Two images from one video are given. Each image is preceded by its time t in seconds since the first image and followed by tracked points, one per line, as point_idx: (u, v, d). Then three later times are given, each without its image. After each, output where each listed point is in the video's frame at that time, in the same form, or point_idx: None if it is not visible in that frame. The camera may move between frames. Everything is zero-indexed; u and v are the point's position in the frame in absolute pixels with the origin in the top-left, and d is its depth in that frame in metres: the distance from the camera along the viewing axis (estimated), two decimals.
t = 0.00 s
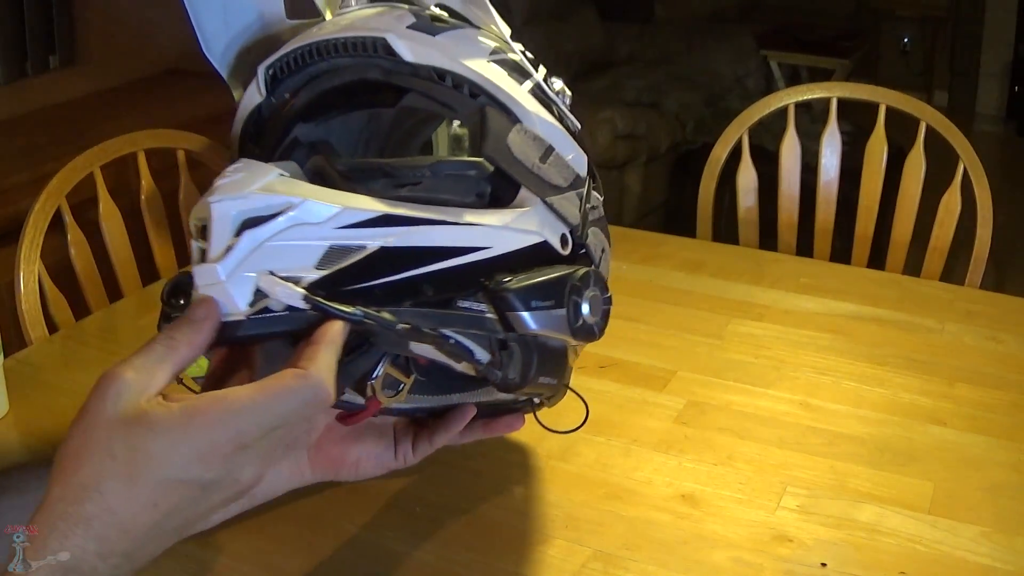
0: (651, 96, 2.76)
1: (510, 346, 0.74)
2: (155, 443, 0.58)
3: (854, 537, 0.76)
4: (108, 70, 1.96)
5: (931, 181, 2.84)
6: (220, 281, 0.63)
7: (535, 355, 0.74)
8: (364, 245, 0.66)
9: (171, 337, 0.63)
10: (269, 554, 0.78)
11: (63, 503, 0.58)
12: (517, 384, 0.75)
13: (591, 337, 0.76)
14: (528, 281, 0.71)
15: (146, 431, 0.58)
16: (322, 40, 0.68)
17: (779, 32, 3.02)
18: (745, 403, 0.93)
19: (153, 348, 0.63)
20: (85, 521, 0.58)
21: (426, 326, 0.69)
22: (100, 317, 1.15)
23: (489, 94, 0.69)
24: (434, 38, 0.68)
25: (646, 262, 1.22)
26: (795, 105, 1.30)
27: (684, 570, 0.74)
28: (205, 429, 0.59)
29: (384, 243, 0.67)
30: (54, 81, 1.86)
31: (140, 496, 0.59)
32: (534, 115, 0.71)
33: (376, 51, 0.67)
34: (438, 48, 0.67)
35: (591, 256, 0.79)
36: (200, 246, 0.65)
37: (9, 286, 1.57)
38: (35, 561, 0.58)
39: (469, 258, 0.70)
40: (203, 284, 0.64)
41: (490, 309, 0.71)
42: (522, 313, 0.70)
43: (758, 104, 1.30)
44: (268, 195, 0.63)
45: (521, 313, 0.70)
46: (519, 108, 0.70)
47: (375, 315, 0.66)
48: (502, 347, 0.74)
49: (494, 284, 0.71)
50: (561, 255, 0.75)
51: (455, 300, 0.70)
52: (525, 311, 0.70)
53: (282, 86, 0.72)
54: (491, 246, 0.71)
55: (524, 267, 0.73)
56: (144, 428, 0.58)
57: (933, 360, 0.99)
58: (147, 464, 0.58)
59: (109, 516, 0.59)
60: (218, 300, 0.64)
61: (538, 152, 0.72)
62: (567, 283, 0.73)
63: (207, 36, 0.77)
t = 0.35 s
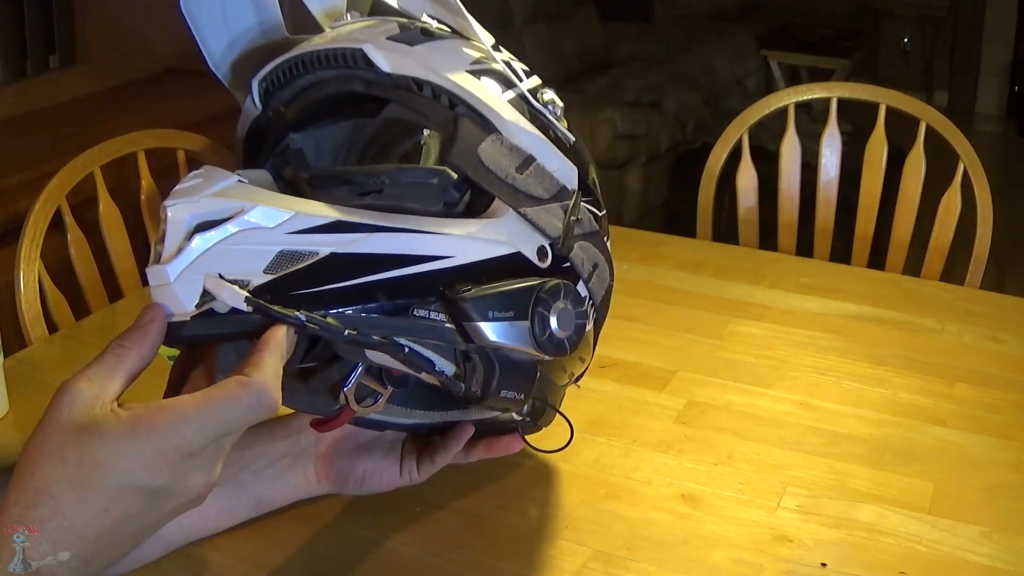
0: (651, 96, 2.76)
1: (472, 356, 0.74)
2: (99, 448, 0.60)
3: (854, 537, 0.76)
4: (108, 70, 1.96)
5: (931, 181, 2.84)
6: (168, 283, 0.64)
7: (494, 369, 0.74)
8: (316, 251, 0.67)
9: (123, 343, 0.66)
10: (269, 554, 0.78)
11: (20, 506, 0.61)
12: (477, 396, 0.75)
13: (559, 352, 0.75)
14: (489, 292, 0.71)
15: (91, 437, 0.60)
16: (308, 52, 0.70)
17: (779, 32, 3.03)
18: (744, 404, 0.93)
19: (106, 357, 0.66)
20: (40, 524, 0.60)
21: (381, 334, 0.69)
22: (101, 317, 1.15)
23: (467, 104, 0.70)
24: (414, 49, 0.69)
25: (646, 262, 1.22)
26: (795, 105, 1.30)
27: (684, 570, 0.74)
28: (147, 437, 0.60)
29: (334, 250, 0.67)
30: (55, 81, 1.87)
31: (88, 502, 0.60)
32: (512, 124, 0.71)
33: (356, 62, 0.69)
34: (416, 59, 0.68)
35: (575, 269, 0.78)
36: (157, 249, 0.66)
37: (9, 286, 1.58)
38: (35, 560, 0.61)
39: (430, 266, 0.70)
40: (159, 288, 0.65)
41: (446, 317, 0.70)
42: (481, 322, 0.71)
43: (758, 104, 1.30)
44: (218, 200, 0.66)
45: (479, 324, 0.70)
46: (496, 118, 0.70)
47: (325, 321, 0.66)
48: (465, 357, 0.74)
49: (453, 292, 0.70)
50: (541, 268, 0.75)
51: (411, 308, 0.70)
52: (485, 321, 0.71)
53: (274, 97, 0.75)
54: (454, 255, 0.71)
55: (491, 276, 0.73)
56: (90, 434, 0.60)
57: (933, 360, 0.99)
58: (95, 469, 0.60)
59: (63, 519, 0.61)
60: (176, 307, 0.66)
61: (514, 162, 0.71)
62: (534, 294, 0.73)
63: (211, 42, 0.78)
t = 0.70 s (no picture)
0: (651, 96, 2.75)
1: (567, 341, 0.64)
2: (230, 495, 0.51)
3: (854, 537, 0.76)
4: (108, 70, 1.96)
5: (931, 181, 2.84)
6: (305, 313, 0.54)
7: (592, 356, 0.65)
8: (435, 258, 0.57)
9: (263, 382, 0.54)
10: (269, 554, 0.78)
11: (117, 556, 0.50)
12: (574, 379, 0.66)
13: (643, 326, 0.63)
14: (590, 275, 0.61)
15: (223, 483, 0.51)
16: (341, 45, 0.62)
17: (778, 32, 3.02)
18: (744, 404, 0.93)
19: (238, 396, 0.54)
20: None
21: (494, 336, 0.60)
22: (100, 317, 1.15)
23: (518, 94, 0.63)
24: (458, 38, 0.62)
25: (646, 262, 1.22)
26: (795, 105, 1.30)
27: (684, 570, 0.74)
28: (282, 484, 0.53)
29: (457, 254, 0.58)
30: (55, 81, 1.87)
31: (203, 552, 0.52)
32: (560, 112, 0.64)
33: (402, 55, 0.61)
34: (468, 49, 0.62)
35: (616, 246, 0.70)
36: (269, 273, 0.54)
37: (9, 285, 1.58)
38: None
39: (529, 261, 0.61)
40: (284, 322, 0.55)
41: (551, 310, 0.61)
42: (585, 311, 0.60)
43: (758, 104, 1.30)
44: (342, 212, 0.53)
45: (584, 311, 0.60)
46: (551, 106, 0.64)
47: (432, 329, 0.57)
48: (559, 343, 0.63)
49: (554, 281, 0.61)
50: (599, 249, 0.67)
51: (526, 302, 0.61)
52: (587, 307, 0.60)
53: (295, 92, 0.64)
54: (545, 246, 0.62)
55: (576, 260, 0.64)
56: (220, 479, 0.51)
57: (933, 360, 0.99)
58: (223, 519, 0.51)
59: (172, 566, 0.51)
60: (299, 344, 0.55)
61: (569, 150, 0.64)
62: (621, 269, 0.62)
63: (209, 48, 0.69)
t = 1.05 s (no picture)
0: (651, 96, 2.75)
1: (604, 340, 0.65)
2: (324, 510, 0.55)
3: (854, 537, 0.77)
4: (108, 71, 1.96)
5: (931, 181, 2.84)
6: (433, 392, 0.57)
7: (627, 350, 0.66)
8: (515, 304, 0.59)
9: (360, 397, 0.54)
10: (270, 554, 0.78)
11: (203, 549, 0.50)
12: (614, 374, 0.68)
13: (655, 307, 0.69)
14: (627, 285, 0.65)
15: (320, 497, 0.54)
16: (359, 73, 0.57)
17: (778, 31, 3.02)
18: (744, 404, 0.94)
19: (335, 406, 0.54)
20: None
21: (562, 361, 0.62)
22: (100, 317, 1.15)
23: (532, 105, 0.61)
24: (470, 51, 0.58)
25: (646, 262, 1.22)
26: (795, 105, 1.30)
27: (684, 570, 0.74)
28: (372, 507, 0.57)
29: (532, 296, 0.59)
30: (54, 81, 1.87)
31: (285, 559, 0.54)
32: (569, 112, 0.63)
33: (420, 76, 0.58)
34: (486, 64, 0.59)
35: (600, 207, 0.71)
36: (378, 351, 0.57)
37: (8, 286, 1.60)
38: None
39: (579, 280, 0.62)
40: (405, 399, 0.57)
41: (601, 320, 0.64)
42: (631, 318, 0.64)
43: (758, 104, 1.30)
44: (440, 287, 0.55)
45: (629, 319, 0.64)
46: (558, 109, 0.62)
47: (527, 374, 0.60)
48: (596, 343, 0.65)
49: (601, 297, 0.64)
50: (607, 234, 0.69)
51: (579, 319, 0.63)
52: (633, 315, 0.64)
53: (299, 121, 0.58)
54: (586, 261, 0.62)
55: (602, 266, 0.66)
56: (319, 491, 0.54)
57: (932, 360, 0.99)
58: (310, 529, 0.55)
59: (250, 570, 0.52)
60: (418, 421, 0.58)
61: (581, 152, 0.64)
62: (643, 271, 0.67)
63: (185, 74, 0.60)
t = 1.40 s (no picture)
0: (652, 96, 2.75)
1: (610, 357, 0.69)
2: (334, 507, 0.58)
3: (854, 537, 0.77)
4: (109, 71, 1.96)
5: (931, 180, 2.84)
6: (462, 420, 0.58)
7: (632, 367, 0.70)
8: (540, 329, 0.60)
9: (338, 386, 0.55)
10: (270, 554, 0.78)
11: (228, 547, 0.57)
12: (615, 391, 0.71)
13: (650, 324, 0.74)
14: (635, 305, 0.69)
15: (328, 497, 0.58)
16: (384, 87, 0.57)
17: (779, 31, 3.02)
18: (745, 403, 0.93)
19: (324, 402, 0.56)
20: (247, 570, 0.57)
21: (580, 384, 0.65)
22: (100, 317, 1.15)
23: (553, 123, 0.63)
24: (494, 67, 0.59)
25: (646, 261, 1.22)
26: (795, 105, 1.30)
27: (684, 570, 0.74)
28: (383, 506, 0.59)
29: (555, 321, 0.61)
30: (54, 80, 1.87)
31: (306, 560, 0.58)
32: (584, 131, 0.65)
33: (444, 92, 0.59)
34: (509, 81, 0.60)
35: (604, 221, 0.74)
36: (412, 381, 0.57)
37: (8, 286, 1.59)
38: None
39: (593, 305, 0.65)
40: (436, 424, 0.57)
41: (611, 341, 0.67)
42: (638, 337, 0.69)
43: (758, 104, 1.30)
44: (474, 314, 0.56)
45: (637, 338, 0.69)
46: (574, 126, 0.65)
47: (552, 400, 0.61)
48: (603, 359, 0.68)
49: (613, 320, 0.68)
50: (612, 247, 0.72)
51: (593, 339, 0.66)
52: (640, 333, 0.69)
53: (319, 132, 0.58)
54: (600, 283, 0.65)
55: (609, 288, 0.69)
56: (326, 490, 0.58)
57: (932, 360, 0.99)
58: (324, 527, 0.58)
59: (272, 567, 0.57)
60: (448, 446, 0.59)
61: (592, 167, 0.66)
62: (645, 289, 0.71)
63: (197, 72, 0.60)
